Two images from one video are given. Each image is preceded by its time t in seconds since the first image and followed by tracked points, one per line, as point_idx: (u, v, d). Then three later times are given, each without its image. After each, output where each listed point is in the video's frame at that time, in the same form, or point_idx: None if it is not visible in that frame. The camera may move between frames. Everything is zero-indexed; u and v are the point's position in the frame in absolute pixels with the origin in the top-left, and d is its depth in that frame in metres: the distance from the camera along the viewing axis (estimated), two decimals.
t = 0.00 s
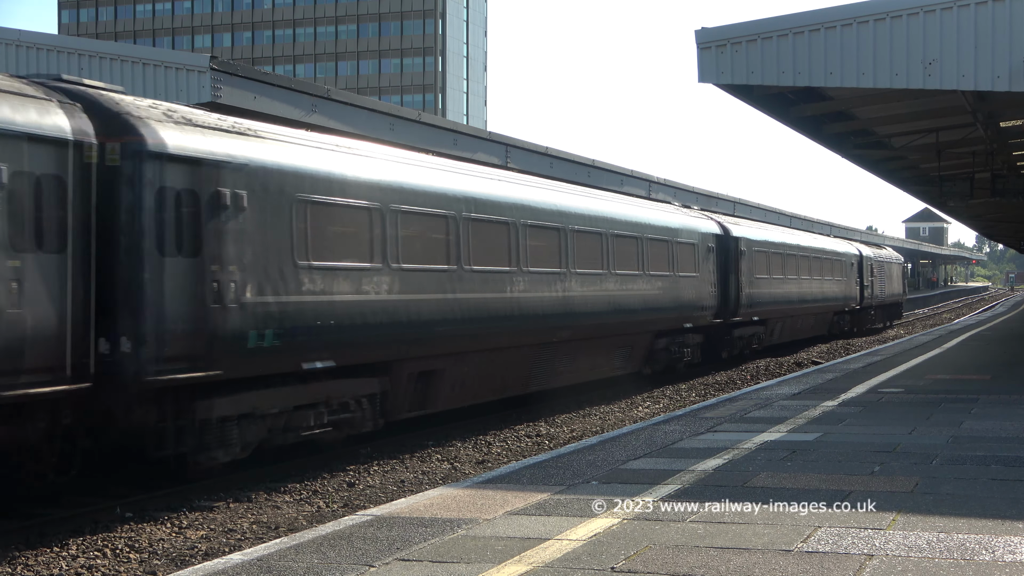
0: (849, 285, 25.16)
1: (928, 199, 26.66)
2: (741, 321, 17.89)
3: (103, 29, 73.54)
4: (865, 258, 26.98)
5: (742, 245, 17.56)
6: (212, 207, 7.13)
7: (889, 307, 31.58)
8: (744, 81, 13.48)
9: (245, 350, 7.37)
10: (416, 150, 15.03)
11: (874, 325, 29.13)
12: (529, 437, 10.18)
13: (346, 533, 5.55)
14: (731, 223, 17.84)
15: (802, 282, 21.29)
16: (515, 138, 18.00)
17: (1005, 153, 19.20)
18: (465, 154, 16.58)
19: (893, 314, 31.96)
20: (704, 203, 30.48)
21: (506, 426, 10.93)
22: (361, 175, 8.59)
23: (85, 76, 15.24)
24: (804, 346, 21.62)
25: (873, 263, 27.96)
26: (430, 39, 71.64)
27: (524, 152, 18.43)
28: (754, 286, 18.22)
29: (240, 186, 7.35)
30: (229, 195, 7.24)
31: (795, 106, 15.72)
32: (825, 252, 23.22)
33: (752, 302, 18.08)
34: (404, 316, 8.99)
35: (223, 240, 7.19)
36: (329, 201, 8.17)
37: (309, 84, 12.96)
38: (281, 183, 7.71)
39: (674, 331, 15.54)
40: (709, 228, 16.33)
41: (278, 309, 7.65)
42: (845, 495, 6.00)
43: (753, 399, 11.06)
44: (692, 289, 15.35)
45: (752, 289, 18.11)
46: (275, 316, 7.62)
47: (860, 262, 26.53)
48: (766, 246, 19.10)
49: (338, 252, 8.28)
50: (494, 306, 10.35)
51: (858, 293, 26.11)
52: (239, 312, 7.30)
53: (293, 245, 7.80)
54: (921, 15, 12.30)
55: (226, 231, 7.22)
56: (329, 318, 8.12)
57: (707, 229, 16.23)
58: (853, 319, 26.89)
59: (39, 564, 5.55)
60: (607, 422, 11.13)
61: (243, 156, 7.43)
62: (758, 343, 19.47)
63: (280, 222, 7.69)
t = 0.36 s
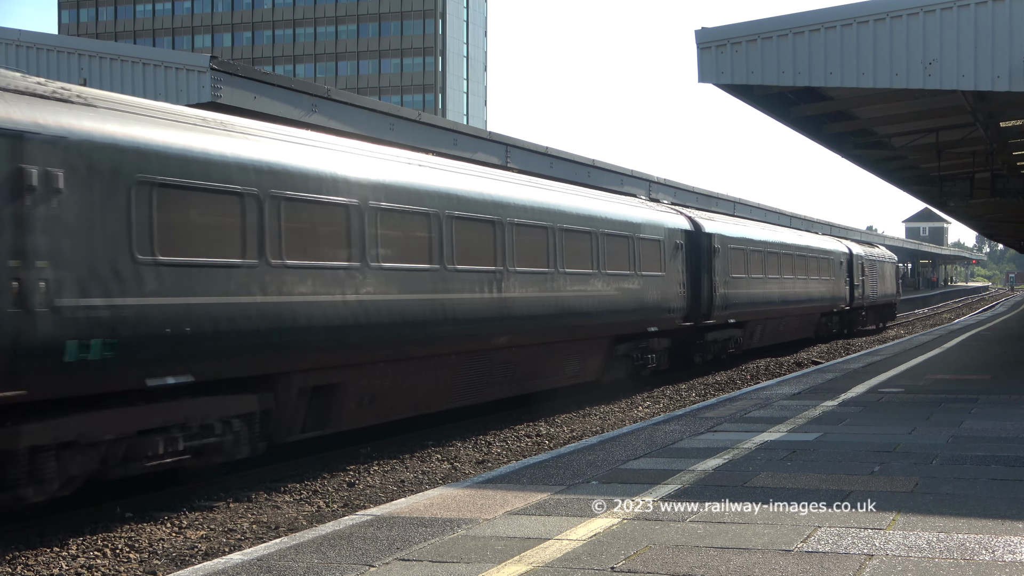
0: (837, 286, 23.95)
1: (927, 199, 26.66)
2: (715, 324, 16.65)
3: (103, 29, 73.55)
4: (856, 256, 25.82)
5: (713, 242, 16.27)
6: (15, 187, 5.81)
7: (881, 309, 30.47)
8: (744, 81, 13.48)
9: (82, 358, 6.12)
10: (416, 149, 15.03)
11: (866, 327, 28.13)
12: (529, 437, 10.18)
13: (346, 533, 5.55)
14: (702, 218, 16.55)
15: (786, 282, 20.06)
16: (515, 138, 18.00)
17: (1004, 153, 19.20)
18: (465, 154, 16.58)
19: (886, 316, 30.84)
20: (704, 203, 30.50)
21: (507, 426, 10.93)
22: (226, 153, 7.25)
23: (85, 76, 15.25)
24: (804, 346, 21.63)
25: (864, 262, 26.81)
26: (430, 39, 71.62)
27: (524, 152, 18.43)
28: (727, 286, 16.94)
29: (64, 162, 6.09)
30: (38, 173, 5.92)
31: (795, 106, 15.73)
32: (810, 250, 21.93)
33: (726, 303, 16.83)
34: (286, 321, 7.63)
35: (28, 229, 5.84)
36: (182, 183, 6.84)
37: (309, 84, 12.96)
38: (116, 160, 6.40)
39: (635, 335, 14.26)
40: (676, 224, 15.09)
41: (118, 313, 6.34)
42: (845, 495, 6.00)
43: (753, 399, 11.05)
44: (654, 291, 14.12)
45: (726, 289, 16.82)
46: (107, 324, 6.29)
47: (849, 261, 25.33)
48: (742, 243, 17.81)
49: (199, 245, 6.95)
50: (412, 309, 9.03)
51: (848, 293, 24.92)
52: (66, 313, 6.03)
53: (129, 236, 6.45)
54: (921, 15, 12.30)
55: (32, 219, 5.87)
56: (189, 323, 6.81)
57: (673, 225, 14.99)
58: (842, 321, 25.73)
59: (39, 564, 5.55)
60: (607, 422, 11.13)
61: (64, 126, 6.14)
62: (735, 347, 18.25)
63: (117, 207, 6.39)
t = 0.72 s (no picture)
0: (824, 286, 22.76)
1: (928, 199, 26.66)
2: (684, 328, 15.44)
3: (104, 29, 73.54)
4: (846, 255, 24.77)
5: (682, 240, 15.06)
6: None
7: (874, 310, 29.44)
8: (744, 81, 13.48)
9: (45, 356, 6.01)
10: (416, 149, 15.03)
11: (859, 329, 27.19)
12: (529, 437, 10.18)
13: (346, 533, 5.55)
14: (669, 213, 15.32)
15: (767, 282, 18.86)
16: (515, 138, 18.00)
17: (1005, 153, 19.20)
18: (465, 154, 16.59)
19: (879, 318, 29.80)
20: (704, 204, 30.51)
21: (507, 426, 10.94)
22: (185, 147, 7.03)
23: (85, 76, 15.23)
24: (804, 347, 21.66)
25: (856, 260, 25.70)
26: (430, 39, 71.60)
27: (524, 152, 18.43)
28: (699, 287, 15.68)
29: (21, 155, 5.95)
30: None
31: (795, 106, 15.72)
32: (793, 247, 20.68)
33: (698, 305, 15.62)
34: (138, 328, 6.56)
35: None
36: (140, 178, 6.64)
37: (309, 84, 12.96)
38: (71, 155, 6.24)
39: (591, 341, 13.05)
40: (639, 218, 13.94)
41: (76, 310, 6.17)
42: (845, 495, 6.00)
43: (753, 399, 11.05)
44: (611, 291, 12.92)
45: (696, 289, 15.60)
46: None
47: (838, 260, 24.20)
48: (716, 240, 16.54)
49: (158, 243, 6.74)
50: (373, 311, 8.61)
51: (836, 293, 23.76)
52: (30, 303, 5.90)
53: None
54: (921, 15, 12.30)
55: None
56: (149, 323, 6.62)
57: (636, 220, 13.83)
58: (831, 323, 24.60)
59: (39, 564, 5.55)
60: (607, 422, 11.13)
61: (17, 119, 5.98)
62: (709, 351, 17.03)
63: (70, 203, 6.22)
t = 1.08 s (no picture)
0: (810, 287, 21.74)
1: (928, 199, 26.66)
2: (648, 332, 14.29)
3: (104, 29, 73.54)
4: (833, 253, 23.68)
5: (643, 236, 13.88)
6: None
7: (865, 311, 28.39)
8: (744, 81, 13.48)
9: (43, 356, 5.97)
10: (416, 150, 15.03)
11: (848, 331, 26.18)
12: (529, 437, 10.18)
13: (346, 533, 5.55)
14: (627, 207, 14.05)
15: (743, 282, 17.64)
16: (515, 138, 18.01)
17: (1005, 153, 19.20)
18: (465, 154, 16.59)
19: (870, 320, 28.74)
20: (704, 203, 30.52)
21: (507, 426, 10.94)
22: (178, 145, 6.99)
23: (85, 76, 15.22)
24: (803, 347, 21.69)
25: (843, 259, 24.66)
26: (430, 39, 71.62)
27: (524, 152, 18.44)
28: (663, 288, 14.43)
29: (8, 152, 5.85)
30: None
31: (795, 106, 15.72)
32: (771, 245, 19.43)
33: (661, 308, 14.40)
34: None
35: None
36: (136, 177, 6.62)
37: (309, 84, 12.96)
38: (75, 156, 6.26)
39: (537, 349, 11.89)
40: (591, 213, 12.84)
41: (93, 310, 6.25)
42: (845, 495, 6.00)
43: (753, 399, 11.05)
44: (556, 292, 11.78)
45: (660, 290, 14.35)
46: None
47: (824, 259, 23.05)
48: (684, 237, 15.29)
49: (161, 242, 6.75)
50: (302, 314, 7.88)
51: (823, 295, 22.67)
52: (41, 304, 5.94)
53: None
54: (921, 15, 12.30)
55: None
56: (153, 322, 6.64)
57: (587, 215, 12.71)
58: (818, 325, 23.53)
59: (39, 564, 5.55)
60: (607, 422, 11.13)
61: (14, 118, 5.95)
62: (678, 357, 15.84)
63: (61, 200, 6.15)
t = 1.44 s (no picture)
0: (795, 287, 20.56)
1: (928, 199, 26.66)
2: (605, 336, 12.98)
3: (104, 29, 73.53)
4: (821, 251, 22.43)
5: (597, 230, 12.53)
6: None
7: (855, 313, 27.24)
8: (744, 81, 13.48)
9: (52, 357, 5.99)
10: (416, 150, 15.04)
11: (837, 333, 25.08)
12: (528, 437, 10.17)
13: (346, 533, 5.55)
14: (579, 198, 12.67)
15: (718, 282, 16.35)
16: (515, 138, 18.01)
17: (1005, 153, 19.19)
18: (465, 154, 16.59)
19: (860, 322, 27.60)
20: (704, 203, 30.53)
21: (507, 426, 10.94)
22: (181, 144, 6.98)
23: (85, 76, 15.23)
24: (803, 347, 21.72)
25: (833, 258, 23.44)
26: (430, 39, 71.62)
27: (524, 152, 18.44)
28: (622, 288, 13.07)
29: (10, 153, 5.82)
30: None
31: (795, 106, 15.72)
32: (749, 243, 18.06)
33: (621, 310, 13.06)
34: None
35: None
36: (139, 178, 6.61)
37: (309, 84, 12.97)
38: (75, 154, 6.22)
39: (466, 357, 10.55)
40: (533, 204, 11.55)
41: (101, 309, 6.28)
42: (845, 495, 6.00)
43: (752, 399, 11.06)
44: (490, 293, 10.45)
45: (619, 290, 13.00)
46: None
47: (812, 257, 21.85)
48: (648, 231, 13.96)
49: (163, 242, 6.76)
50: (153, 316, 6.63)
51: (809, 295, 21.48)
52: (55, 304, 6.00)
53: None
54: (921, 15, 12.30)
55: None
56: (161, 324, 6.70)
57: (528, 206, 11.42)
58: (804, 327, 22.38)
59: (39, 564, 5.55)
60: (607, 422, 11.13)
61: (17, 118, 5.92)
62: (643, 364, 14.55)
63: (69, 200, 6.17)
